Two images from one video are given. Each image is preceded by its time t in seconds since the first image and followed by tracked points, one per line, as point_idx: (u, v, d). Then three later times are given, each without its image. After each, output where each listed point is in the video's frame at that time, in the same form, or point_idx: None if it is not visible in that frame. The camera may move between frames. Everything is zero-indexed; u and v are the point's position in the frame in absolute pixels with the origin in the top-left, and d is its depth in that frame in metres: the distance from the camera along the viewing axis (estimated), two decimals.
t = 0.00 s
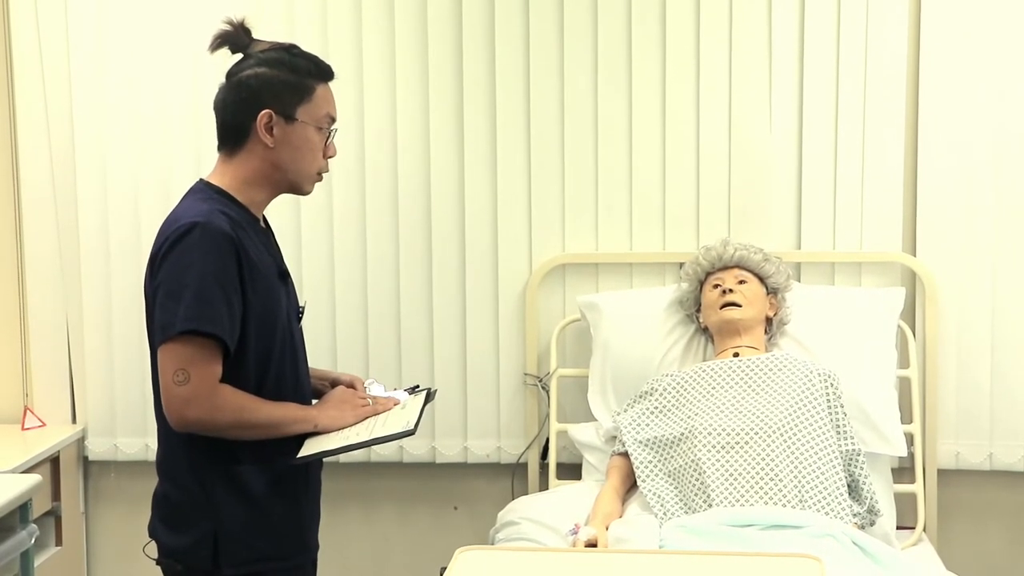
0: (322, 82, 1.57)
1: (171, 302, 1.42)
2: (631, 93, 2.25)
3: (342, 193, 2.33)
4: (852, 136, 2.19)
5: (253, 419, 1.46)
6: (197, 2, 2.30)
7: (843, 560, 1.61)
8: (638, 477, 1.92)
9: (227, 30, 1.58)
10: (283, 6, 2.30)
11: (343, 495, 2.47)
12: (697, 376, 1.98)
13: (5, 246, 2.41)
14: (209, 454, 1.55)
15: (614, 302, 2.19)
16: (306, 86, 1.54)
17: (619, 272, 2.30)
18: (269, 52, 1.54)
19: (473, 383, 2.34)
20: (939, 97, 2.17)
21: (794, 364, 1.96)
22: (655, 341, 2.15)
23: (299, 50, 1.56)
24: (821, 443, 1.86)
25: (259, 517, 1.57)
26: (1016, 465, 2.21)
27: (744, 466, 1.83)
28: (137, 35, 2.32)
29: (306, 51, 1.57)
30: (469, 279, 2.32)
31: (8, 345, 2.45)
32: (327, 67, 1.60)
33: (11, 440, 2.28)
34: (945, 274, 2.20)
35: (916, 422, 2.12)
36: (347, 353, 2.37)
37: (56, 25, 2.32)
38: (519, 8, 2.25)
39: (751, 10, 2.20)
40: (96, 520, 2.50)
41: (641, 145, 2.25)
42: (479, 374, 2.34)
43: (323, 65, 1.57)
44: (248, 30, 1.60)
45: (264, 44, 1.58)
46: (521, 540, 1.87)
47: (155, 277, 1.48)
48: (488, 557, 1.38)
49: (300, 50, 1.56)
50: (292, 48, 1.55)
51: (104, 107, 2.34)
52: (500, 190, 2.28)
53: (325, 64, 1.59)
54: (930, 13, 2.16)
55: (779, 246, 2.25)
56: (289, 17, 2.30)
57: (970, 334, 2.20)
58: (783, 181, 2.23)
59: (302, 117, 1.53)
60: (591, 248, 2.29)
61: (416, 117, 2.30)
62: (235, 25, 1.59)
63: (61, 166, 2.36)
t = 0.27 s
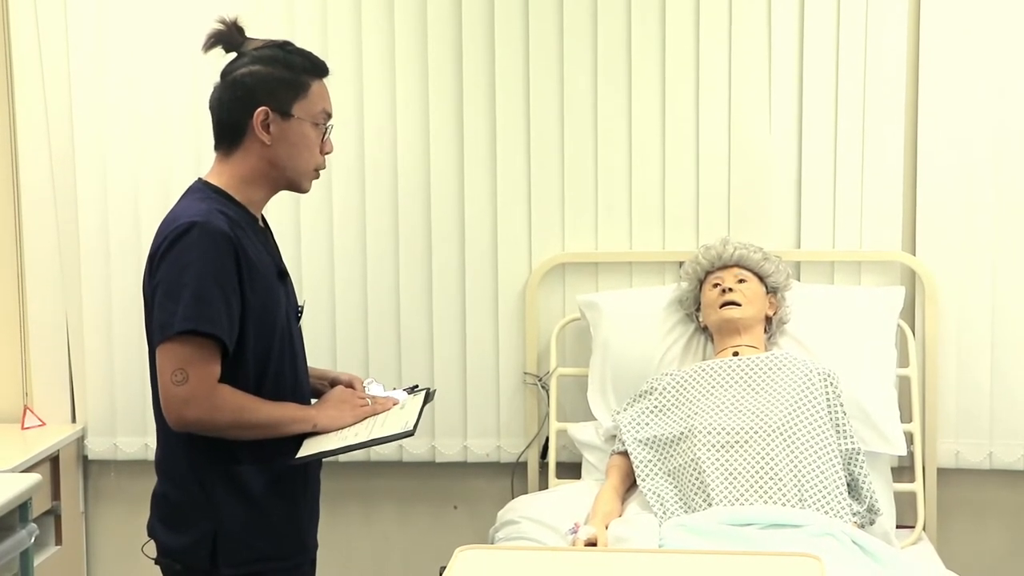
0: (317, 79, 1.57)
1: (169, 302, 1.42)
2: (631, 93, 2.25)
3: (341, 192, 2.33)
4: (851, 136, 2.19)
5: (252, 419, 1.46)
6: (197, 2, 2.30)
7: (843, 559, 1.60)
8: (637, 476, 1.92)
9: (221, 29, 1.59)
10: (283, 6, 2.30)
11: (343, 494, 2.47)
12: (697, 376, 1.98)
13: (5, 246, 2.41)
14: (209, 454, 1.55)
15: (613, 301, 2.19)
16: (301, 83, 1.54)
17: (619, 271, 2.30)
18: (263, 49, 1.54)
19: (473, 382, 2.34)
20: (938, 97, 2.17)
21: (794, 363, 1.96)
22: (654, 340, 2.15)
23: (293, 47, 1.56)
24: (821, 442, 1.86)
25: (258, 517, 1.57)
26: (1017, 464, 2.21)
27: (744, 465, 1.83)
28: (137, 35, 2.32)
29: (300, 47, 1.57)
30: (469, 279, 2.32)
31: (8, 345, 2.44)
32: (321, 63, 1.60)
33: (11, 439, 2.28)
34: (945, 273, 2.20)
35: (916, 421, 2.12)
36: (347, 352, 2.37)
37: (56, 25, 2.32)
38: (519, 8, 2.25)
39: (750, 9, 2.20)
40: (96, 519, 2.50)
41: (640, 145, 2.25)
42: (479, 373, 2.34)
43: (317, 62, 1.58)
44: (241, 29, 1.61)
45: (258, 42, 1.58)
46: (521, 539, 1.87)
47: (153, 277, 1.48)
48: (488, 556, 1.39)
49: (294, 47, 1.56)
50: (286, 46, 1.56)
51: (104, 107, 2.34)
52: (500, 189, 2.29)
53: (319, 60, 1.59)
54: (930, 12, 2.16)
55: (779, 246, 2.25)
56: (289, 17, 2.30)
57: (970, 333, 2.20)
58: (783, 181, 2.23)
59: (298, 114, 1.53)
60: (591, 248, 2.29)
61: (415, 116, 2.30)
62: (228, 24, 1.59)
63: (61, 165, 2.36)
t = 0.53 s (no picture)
0: (315, 78, 1.57)
1: (169, 302, 1.42)
2: (630, 93, 2.25)
3: (341, 192, 2.33)
4: (851, 135, 2.19)
5: (252, 419, 1.46)
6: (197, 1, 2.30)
7: (842, 559, 1.60)
8: (637, 476, 1.92)
9: (219, 29, 1.58)
10: (283, 6, 2.30)
11: (343, 494, 2.47)
12: (696, 375, 1.98)
13: (5, 246, 2.41)
14: (208, 454, 1.55)
15: (613, 301, 2.19)
16: (299, 82, 1.54)
17: (619, 271, 2.30)
18: (261, 49, 1.54)
19: (473, 382, 2.34)
20: (938, 96, 2.17)
21: (793, 362, 1.96)
22: (654, 339, 2.15)
23: (291, 47, 1.56)
24: (821, 442, 1.86)
25: (258, 516, 1.57)
26: (1017, 464, 2.21)
27: (744, 465, 1.83)
28: (136, 34, 2.32)
29: (298, 46, 1.57)
30: (469, 278, 2.32)
31: (8, 345, 2.44)
32: (319, 62, 1.60)
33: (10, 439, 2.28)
34: (944, 273, 2.20)
35: (916, 421, 2.12)
36: (347, 352, 2.37)
37: (55, 24, 2.32)
38: (518, 8, 2.25)
39: (750, 9, 2.20)
40: (96, 519, 2.50)
41: (640, 144, 2.25)
42: (479, 373, 2.34)
43: (315, 60, 1.58)
44: (238, 27, 1.60)
45: (256, 41, 1.57)
46: (520, 539, 1.87)
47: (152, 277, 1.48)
48: (487, 556, 1.38)
49: (292, 47, 1.56)
50: (284, 45, 1.55)
51: (103, 106, 2.34)
52: (500, 189, 2.28)
53: (317, 59, 1.59)
54: (929, 12, 2.16)
55: (779, 246, 2.25)
56: (289, 16, 2.30)
57: (970, 333, 2.20)
58: (783, 180, 2.23)
59: (297, 113, 1.53)
60: (590, 247, 2.29)
61: (415, 116, 2.30)
62: (225, 23, 1.59)
63: (61, 165, 2.36)
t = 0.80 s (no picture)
0: (317, 81, 1.57)
1: (171, 302, 1.42)
2: (630, 92, 2.25)
3: (341, 192, 2.33)
4: (850, 135, 2.19)
5: (259, 416, 1.46)
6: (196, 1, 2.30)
7: (842, 558, 1.60)
8: (636, 475, 1.92)
9: (222, 28, 1.58)
10: (282, 6, 2.30)
11: (342, 494, 2.47)
12: (696, 375, 1.98)
13: (5, 246, 2.41)
14: (209, 454, 1.55)
15: (613, 300, 2.19)
16: (301, 84, 1.54)
17: (618, 271, 2.30)
18: (264, 50, 1.54)
19: (473, 381, 2.34)
20: (937, 96, 2.17)
21: (793, 362, 1.96)
22: (653, 339, 2.15)
23: (294, 49, 1.56)
24: (820, 441, 1.86)
25: (259, 516, 1.57)
26: (1016, 463, 2.21)
27: (744, 465, 1.83)
28: (136, 34, 2.32)
29: (300, 49, 1.57)
30: (469, 278, 2.32)
31: (8, 345, 2.44)
32: (322, 65, 1.60)
33: (10, 439, 2.28)
34: (944, 272, 2.20)
35: (915, 420, 2.12)
36: (346, 352, 2.37)
37: (55, 24, 2.32)
38: (518, 7, 2.25)
39: (750, 9, 2.20)
40: (96, 519, 2.50)
41: (640, 144, 2.25)
42: (478, 373, 2.34)
43: (318, 63, 1.58)
44: (243, 28, 1.60)
45: (260, 42, 1.58)
46: (520, 539, 1.87)
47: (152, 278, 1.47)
48: (486, 556, 1.38)
49: (295, 49, 1.56)
50: (287, 47, 1.56)
51: (103, 106, 2.34)
52: (500, 188, 2.29)
53: (320, 62, 1.59)
54: (928, 12, 2.16)
55: (778, 245, 2.25)
56: (289, 16, 2.30)
57: (969, 332, 2.20)
58: (782, 180, 2.23)
59: (298, 116, 1.53)
60: (590, 247, 2.29)
61: (414, 116, 2.30)
62: (229, 23, 1.59)
63: (61, 164, 2.36)
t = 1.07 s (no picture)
0: (320, 85, 1.57)
1: (183, 303, 1.42)
2: (630, 92, 2.25)
3: (340, 191, 2.33)
4: (850, 134, 2.19)
5: (287, 407, 1.47)
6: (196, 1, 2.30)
7: (842, 557, 1.61)
8: (636, 475, 1.92)
9: (228, 27, 1.58)
10: (282, 5, 2.30)
11: (342, 493, 2.47)
12: (696, 374, 1.98)
13: (5, 246, 2.41)
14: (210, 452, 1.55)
15: (613, 299, 2.19)
16: (304, 89, 1.54)
17: (618, 270, 2.30)
18: (268, 52, 1.54)
19: (472, 380, 2.34)
20: (937, 95, 2.17)
21: (793, 361, 1.96)
22: (653, 339, 2.15)
23: (297, 52, 1.55)
24: (820, 440, 1.86)
25: (259, 516, 1.57)
26: (1017, 462, 2.21)
27: (744, 464, 1.83)
28: (136, 34, 2.32)
29: (304, 52, 1.57)
30: (468, 277, 2.32)
31: (8, 345, 2.44)
32: (325, 68, 1.59)
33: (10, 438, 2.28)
34: (944, 271, 2.20)
35: (915, 419, 2.12)
36: (346, 351, 2.37)
37: (56, 24, 2.32)
38: (518, 7, 2.25)
39: (749, 9, 2.20)
40: (96, 518, 2.50)
41: (639, 143, 2.25)
42: (479, 373, 2.34)
43: (322, 69, 1.57)
44: (249, 27, 1.60)
45: (265, 43, 1.57)
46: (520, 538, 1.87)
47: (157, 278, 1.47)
48: (487, 555, 1.39)
49: (299, 52, 1.56)
50: (291, 49, 1.55)
51: (103, 106, 2.33)
52: (499, 188, 2.29)
53: (324, 65, 1.58)
54: (928, 12, 2.16)
55: (778, 244, 2.25)
56: (288, 16, 2.30)
57: (969, 331, 2.20)
58: (782, 179, 2.23)
59: (298, 119, 1.53)
60: (590, 246, 2.29)
61: (414, 115, 2.30)
62: (236, 22, 1.59)
63: (61, 164, 2.36)
